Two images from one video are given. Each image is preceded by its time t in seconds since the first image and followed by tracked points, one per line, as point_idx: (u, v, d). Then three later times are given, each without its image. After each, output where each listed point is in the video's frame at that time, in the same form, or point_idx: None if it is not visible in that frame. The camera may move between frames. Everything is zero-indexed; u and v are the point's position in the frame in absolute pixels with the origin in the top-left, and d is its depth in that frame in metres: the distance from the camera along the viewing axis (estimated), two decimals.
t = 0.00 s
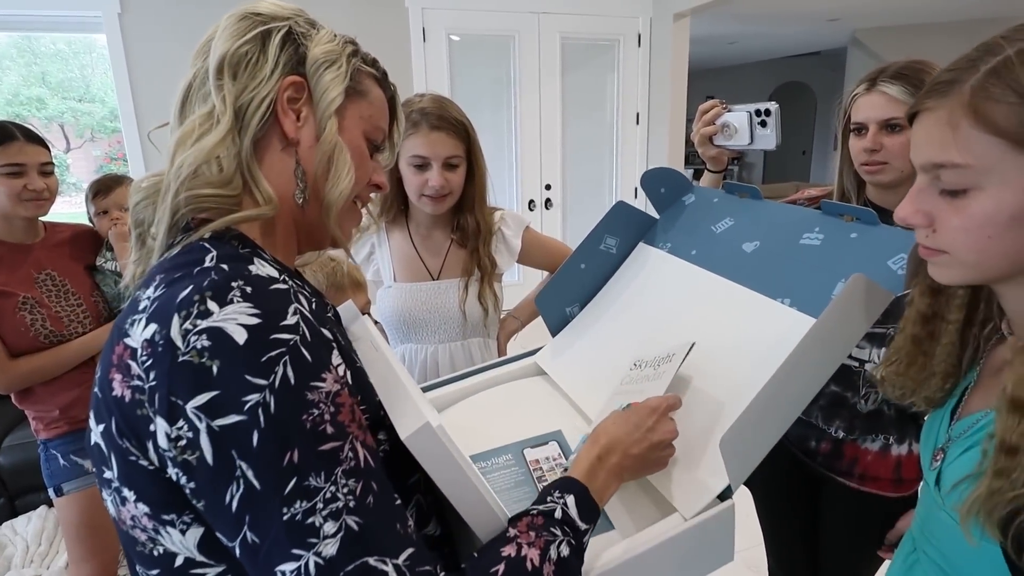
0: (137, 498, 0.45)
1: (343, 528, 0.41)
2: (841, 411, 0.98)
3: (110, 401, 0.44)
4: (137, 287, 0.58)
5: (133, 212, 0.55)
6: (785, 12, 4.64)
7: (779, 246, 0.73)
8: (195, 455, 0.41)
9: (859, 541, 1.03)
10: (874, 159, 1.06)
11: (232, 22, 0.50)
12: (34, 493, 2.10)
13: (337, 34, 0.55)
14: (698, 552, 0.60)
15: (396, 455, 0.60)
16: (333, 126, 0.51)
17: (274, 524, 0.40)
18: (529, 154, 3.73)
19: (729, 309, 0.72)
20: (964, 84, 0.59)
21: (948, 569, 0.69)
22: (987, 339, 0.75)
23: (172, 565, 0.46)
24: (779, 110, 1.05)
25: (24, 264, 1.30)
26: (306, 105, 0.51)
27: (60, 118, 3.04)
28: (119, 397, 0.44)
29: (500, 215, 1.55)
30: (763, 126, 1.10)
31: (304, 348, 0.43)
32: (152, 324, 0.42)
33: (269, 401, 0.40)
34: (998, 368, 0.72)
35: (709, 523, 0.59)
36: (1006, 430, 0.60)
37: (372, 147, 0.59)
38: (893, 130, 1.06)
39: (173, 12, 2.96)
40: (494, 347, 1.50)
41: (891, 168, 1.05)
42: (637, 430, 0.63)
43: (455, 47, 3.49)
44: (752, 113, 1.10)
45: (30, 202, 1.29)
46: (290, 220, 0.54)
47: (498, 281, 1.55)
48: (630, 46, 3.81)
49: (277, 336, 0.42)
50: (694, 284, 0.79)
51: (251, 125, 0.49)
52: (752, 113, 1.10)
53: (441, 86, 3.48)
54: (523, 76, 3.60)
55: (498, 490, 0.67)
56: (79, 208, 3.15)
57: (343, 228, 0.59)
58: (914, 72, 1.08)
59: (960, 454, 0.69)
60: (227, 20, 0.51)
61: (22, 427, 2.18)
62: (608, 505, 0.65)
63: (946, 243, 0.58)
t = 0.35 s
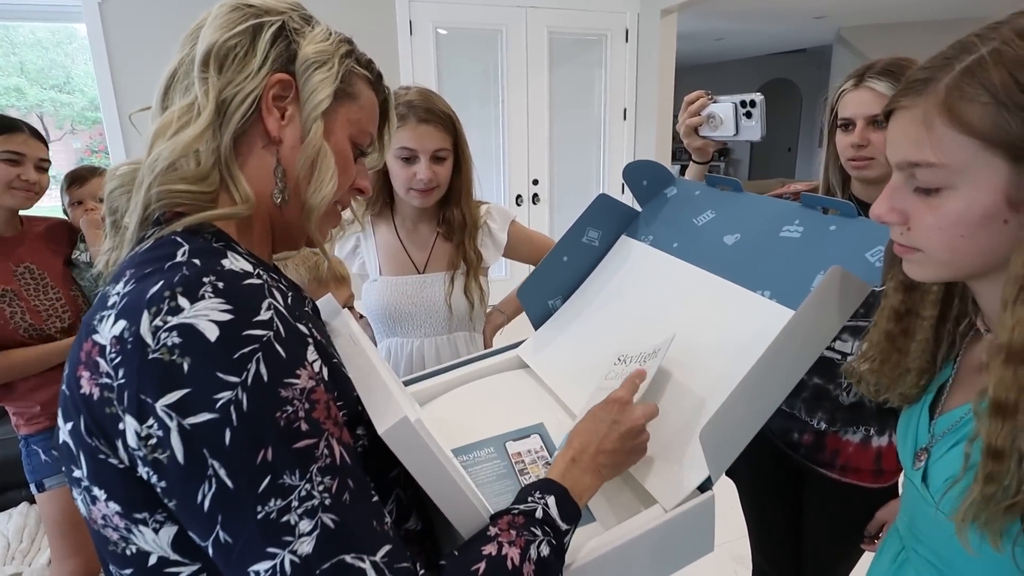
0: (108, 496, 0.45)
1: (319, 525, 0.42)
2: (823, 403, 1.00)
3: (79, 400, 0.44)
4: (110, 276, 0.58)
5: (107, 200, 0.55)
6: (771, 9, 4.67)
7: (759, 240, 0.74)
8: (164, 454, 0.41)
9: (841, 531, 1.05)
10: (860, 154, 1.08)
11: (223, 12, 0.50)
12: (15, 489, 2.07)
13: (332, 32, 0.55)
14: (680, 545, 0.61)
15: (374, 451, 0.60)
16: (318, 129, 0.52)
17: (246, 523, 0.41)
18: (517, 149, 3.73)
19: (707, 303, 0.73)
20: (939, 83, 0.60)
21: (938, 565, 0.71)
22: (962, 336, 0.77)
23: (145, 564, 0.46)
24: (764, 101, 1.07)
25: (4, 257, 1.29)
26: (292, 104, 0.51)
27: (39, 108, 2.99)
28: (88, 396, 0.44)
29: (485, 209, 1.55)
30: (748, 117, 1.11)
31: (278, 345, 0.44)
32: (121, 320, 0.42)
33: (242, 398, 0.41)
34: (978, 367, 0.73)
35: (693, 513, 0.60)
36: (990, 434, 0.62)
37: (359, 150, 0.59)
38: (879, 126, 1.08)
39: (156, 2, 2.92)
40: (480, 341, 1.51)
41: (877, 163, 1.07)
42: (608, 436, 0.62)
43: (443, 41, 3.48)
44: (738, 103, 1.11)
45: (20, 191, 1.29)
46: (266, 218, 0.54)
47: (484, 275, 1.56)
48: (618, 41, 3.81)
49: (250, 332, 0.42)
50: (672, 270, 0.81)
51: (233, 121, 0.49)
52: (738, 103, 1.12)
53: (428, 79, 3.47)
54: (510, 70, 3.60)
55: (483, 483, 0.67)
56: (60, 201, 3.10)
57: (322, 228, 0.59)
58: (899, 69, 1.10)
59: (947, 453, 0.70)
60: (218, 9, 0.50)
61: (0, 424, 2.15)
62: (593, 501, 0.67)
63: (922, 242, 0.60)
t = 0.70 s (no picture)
0: (99, 497, 0.45)
1: (307, 528, 0.42)
2: (819, 403, 1.01)
3: (70, 401, 0.45)
4: (102, 273, 0.58)
5: (101, 198, 0.55)
6: (770, 9, 4.68)
7: (751, 238, 0.74)
8: (152, 457, 0.41)
9: (838, 531, 1.06)
10: (857, 155, 1.08)
11: (218, 11, 0.51)
12: (14, 487, 2.07)
13: (327, 31, 0.55)
14: (670, 544, 0.61)
15: (366, 450, 0.60)
16: (312, 128, 0.52)
17: (235, 525, 0.41)
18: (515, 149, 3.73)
19: (700, 303, 0.74)
20: (922, 85, 0.61)
21: (928, 562, 0.72)
22: (946, 336, 0.78)
23: (136, 564, 0.46)
24: (758, 102, 1.08)
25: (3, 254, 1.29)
26: (285, 104, 0.52)
27: (38, 107, 2.99)
28: (78, 397, 0.44)
29: (485, 208, 1.56)
30: (743, 119, 1.12)
31: (267, 347, 0.44)
32: (111, 323, 0.43)
33: (230, 401, 0.41)
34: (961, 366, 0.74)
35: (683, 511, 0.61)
36: (970, 430, 0.62)
37: (354, 149, 0.59)
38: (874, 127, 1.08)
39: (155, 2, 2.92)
40: (478, 340, 1.51)
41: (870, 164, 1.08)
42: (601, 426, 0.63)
43: (441, 40, 3.48)
44: (733, 105, 1.12)
45: (20, 185, 1.30)
46: (260, 217, 0.54)
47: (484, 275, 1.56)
48: (616, 41, 3.82)
49: (239, 335, 0.43)
50: (666, 268, 0.82)
51: (226, 120, 0.49)
52: (733, 105, 1.13)
53: (427, 79, 3.47)
54: (509, 70, 3.60)
55: (476, 483, 0.68)
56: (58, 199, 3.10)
57: (317, 228, 0.59)
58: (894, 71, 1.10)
59: (934, 451, 0.71)
60: (213, 8, 0.51)
61: None
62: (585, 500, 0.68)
63: (903, 242, 0.61)
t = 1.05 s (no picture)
0: (91, 497, 0.45)
1: (301, 527, 0.42)
2: (815, 403, 1.01)
3: (61, 401, 0.45)
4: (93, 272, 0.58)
5: (90, 196, 0.55)
6: (769, 9, 4.68)
7: (745, 235, 0.74)
8: (143, 457, 0.41)
9: (835, 529, 1.05)
10: (853, 154, 1.08)
11: (205, 6, 0.51)
12: (14, 487, 2.07)
13: (316, 25, 0.55)
14: (664, 542, 0.61)
15: (358, 450, 0.60)
16: (301, 124, 0.52)
17: (228, 524, 0.41)
18: (514, 149, 3.73)
19: (693, 301, 0.74)
20: (912, 80, 0.61)
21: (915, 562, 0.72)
22: (938, 333, 0.78)
23: (129, 564, 0.46)
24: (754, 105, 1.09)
25: None
26: (274, 99, 0.51)
27: (37, 108, 2.99)
28: (69, 397, 0.44)
29: (485, 207, 1.56)
30: (738, 121, 1.13)
31: (259, 346, 0.44)
32: (102, 322, 0.43)
33: (222, 401, 0.41)
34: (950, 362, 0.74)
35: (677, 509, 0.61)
36: (955, 424, 0.63)
37: (345, 145, 0.59)
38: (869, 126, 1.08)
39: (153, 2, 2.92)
40: (479, 339, 1.51)
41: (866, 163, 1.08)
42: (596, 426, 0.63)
43: (440, 40, 3.48)
44: (728, 107, 1.13)
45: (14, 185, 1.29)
46: (250, 214, 0.54)
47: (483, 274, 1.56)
48: (615, 40, 3.81)
49: (231, 334, 0.43)
50: (660, 266, 0.82)
51: (214, 117, 0.49)
52: (727, 108, 1.13)
53: (426, 79, 3.46)
54: (508, 70, 3.60)
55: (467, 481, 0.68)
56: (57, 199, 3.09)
57: (309, 224, 0.59)
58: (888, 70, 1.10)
59: (922, 448, 0.71)
60: (200, 4, 0.51)
61: None
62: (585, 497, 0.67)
63: (895, 237, 0.61)
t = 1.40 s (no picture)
0: (86, 493, 0.45)
1: (294, 523, 0.42)
2: (811, 401, 1.01)
3: (56, 397, 0.45)
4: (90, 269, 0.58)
5: (87, 195, 0.56)
6: (770, 7, 4.67)
7: (744, 232, 0.74)
8: (137, 452, 0.41)
9: (833, 524, 1.05)
10: (847, 152, 1.09)
11: (198, 3, 0.51)
12: (15, 484, 2.08)
13: (310, 20, 0.55)
14: (663, 539, 0.61)
15: (353, 446, 0.60)
16: (295, 119, 0.52)
17: (221, 520, 0.41)
18: (514, 147, 3.73)
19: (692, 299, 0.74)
20: (922, 68, 0.61)
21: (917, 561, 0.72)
22: (940, 329, 0.78)
23: (125, 559, 0.46)
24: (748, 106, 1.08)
25: None
26: (269, 95, 0.52)
27: (38, 107, 3.00)
28: (64, 393, 0.44)
29: (486, 205, 1.57)
30: (733, 122, 1.12)
31: (253, 342, 0.44)
32: (97, 318, 0.43)
33: (215, 397, 0.41)
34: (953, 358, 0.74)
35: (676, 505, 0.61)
36: (959, 418, 0.63)
37: (341, 140, 0.59)
38: (865, 123, 1.08)
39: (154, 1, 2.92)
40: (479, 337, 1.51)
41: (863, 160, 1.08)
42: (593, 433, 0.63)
43: (441, 38, 3.48)
44: (722, 108, 1.12)
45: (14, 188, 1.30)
46: (246, 210, 0.54)
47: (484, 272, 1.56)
48: (615, 39, 3.81)
49: (224, 330, 0.43)
50: (660, 263, 0.82)
51: (208, 113, 0.50)
52: (722, 108, 1.13)
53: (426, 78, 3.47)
54: (508, 68, 3.60)
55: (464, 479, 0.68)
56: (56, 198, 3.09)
57: (306, 220, 0.59)
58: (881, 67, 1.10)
59: (924, 445, 0.71)
60: (192, 1, 0.51)
61: None
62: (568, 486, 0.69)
63: (900, 228, 0.61)
